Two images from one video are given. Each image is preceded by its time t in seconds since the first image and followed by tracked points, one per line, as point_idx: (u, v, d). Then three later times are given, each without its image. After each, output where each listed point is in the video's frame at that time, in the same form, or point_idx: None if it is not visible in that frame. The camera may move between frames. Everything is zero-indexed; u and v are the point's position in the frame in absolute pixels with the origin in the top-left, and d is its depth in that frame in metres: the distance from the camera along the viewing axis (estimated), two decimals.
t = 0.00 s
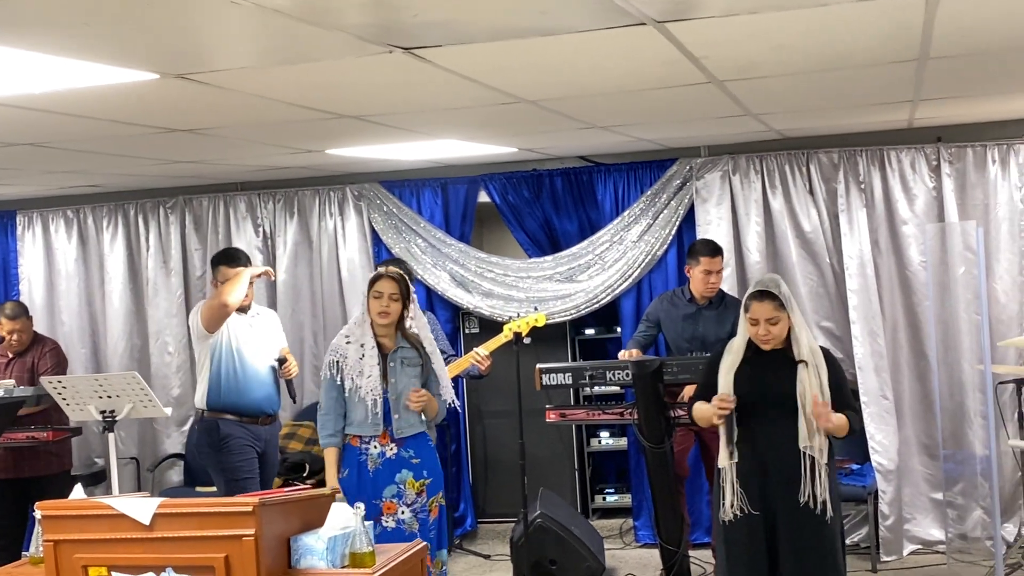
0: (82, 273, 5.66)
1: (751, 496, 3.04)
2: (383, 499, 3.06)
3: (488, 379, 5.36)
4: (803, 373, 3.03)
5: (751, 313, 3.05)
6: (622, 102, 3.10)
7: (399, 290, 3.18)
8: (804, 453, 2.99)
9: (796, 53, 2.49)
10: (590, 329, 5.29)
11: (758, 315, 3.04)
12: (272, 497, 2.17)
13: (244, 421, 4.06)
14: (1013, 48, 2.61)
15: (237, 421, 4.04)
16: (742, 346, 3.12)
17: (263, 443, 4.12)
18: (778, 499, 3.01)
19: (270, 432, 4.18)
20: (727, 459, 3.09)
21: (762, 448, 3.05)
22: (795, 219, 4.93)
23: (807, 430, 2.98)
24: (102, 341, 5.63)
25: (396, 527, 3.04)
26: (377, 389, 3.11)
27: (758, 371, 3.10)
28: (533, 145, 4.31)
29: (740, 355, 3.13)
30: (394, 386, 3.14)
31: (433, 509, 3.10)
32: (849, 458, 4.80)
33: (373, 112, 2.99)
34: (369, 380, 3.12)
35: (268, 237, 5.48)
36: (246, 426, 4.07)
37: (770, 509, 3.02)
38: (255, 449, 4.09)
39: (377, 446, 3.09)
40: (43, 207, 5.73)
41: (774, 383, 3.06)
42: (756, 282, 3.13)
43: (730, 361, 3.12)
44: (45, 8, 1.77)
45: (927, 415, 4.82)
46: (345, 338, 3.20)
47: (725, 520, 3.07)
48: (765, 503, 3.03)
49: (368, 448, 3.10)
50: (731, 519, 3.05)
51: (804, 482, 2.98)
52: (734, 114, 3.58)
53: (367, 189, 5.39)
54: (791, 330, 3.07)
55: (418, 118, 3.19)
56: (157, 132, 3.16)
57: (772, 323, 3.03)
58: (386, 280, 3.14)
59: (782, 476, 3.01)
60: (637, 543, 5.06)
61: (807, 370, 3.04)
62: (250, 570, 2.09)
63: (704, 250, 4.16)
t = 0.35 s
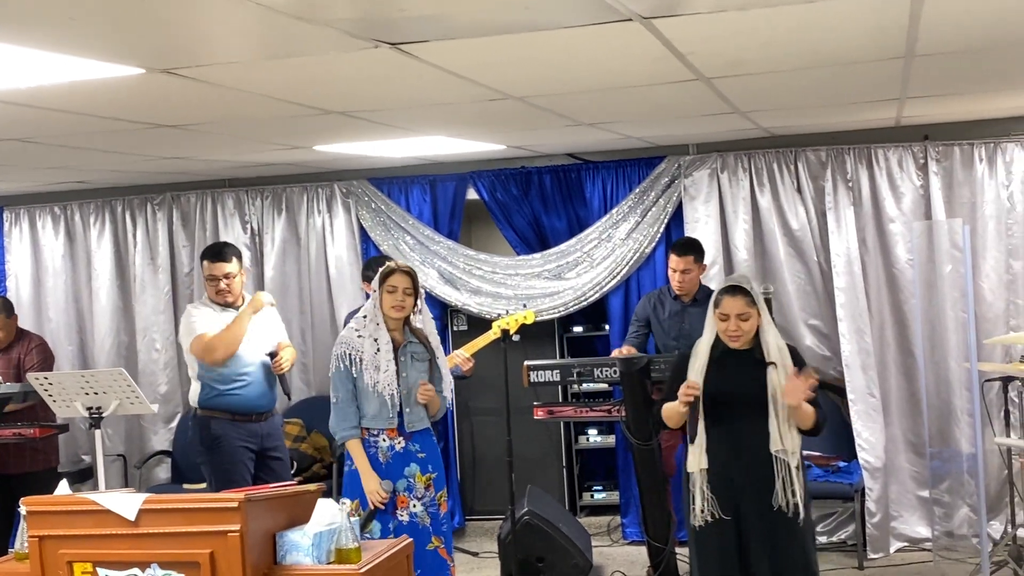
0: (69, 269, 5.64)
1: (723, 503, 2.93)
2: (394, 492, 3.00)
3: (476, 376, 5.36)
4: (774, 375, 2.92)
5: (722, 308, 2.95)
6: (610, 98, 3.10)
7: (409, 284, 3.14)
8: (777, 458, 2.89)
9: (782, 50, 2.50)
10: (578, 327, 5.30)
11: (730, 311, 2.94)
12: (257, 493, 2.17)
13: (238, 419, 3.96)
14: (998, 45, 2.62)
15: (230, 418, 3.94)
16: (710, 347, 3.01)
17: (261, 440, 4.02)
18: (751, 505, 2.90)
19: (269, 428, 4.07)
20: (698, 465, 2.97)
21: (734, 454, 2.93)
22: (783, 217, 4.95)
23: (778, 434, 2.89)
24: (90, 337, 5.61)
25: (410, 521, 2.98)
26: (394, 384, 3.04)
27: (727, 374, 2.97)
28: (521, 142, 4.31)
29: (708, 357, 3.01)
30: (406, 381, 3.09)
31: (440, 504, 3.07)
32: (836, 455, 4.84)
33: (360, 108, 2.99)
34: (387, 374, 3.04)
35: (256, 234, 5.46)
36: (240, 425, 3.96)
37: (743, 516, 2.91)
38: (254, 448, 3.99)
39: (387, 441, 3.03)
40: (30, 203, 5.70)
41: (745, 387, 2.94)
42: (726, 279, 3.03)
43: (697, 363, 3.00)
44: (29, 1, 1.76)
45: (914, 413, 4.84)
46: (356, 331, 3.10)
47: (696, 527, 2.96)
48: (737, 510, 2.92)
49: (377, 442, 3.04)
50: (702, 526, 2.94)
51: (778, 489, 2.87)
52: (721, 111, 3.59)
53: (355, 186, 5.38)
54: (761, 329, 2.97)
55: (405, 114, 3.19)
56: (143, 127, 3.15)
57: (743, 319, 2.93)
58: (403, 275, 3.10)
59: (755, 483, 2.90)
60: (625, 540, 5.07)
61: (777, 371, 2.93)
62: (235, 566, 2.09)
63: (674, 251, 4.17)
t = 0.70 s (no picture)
0: (68, 262, 5.64)
1: (690, 505, 2.93)
2: (388, 488, 3.06)
3: (475, 372, 5.36)
4: (744, 375, 2.92)
5: (694, 301, 2.95)
6: (608, 94, 3.09)
7: (404, 282, 3.14)
8: (746, 460, 2.90)
9: (779, 46, 2.49)
10: (577, 324, 5.30)
11: (701, 304, 2.94)
12: (252, 486, 2.17)
13: (237, 413, 3.96)
14: (997, 43, 2.61)
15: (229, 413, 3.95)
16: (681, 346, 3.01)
17: (259, 433, 3.99)
18: (717, 508, 2.90)
19: (271, 421, 4.03)
20: (666, 468, 2.97)
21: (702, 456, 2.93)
22: (782, 215, 4.94)
23: (747, 437, 2.88)
24: (88, 331, 5.61)
25: (403, 517, 3.03)
26: (384, 383, 3.09)
27: (696, 375, 2.99)
28: (521, 138, 4.30)
29: (678, 358, 3.01)
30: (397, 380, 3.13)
31: (433, 501, 3.10)
32: (833, 454, 4.85)
33: (357, 103, 2.98)
34: (376, 373, 3.09)
35: (255, 228, 5.46)
36: (238, 419, 3.96)
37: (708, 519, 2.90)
38: (253, 441, 3.99)
39: (380, 437, 3.09)
40: (29, 196, 5.70)
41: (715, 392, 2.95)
42: (699, 275, 3.03)
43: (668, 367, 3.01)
44: None
45: (912, 411, 4.84)
46: (353, 328, 3.15)
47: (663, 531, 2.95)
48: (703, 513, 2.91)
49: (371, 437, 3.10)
50: (669, 528, 2.93)
51: (745, 490, 2.88)
52: (720, 108, 3.58)
53: (354, 181, 5.37)
54: (732, 325, 2.98)
55: (403, 109, 3.18)
56: (141, 121, 3.14)
57: (715, 312, 2.93)
58: (397, 273, 3.10)
59: (722, 487, 2.90)
60: (622, 537, 5.07)
61: (746, 371, 2.93)
62: (229, 558, 2.09)
63: (668, 247, 4.09)
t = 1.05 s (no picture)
0: (82, 258, 5.68)
1: (670, 508, 2.95)
2: (371, 488, 3.09)
3: (485, 370, 5.38)
4: (729, 380, 2.90)
5: (686, 301, 2.97)
6: (618, 96, 3.10)
7: (382, 282, 3.14)
8: (728, 467, 2.87)
9: (789, 49, 2.49)
10: (587, 323, 5.30)
11: (691, 304, 2.95)
12: (260, 484, 2.19)
13: (240, 408, 3.99)
14: (1008, 47, 2.60)
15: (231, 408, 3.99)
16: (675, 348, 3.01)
17: (261, 429, 4.00)
18: (695, 515, 2.90)
19: (275, 418, 4.03)
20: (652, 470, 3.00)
21: (684, 460, 2.93)
22: (794, 216, 4.94)
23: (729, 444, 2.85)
24: (102, 326, 5.65)
25: (382, 517, 3.05)
26: (363, 382, 3.15)
27: (688, 378, 2.98)
28: (533, 138, 4.30)
29: (671, 360, 3.01)
30: (377, 378, 3.16)
31: (419, 503, 3.10)
32: (844, 456, 4.83)
33: (368, 102, 2.99)
34: (354, 372, 3.16)
35: (268, 225, 5.48)
36: (241, 414, 4.00)
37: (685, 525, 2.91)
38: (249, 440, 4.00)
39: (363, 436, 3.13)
40: (44, 191, 5.73)
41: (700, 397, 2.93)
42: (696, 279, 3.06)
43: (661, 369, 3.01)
44: None
45: (922, 414, 4.82)
46: (342, 328, 3.26)
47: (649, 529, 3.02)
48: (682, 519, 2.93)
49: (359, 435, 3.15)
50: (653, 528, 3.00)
51: (722, 499, 2.87)
52: (731, 109, 3.58)
53: (366, 179, 5.39)
54: (724, 327, 2.97)
55: (414, 109, 3.19)
56: (154, 119, 3.16)
57: (705, 313, 2.94)
58: (371, 272, 3.12)
59: (700, 493, 2.89)
60: (630, 536, 5.08)
61: (733, 375, 2.90)
62: (236, 555, 2.11)
63: (674, 250, 4.10)
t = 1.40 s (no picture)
0: (103, 255, 5.73)
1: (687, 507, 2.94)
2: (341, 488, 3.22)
3: (501, 371, 5.37)
4: (750, 378, 2.91)
5: (705, 302, 2.94)
6: (634, 99, 3.09)
7: (354, 286, 3.27)
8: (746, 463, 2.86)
9: (803, 54, 2.47)
10: (604, 325, 5.28)
11: (712, 304, 2.93)
12: (270, 484, 2.20)
13: (241, 401, 4.09)
14: None
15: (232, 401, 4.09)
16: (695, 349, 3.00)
17: (259, 425, 4.09)
18: (712, 512, 2.87)
19: (276, 413, 4.10)
20: (673, 469, 2.99)
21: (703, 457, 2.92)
22: (814, 220, 4.90)
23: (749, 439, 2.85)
24: (123, 323, 5.69)
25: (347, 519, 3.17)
26: (337, 383, 3.31)
27: (709, 378, 2.99)
28: (551, 139, 4.30)
29: (692, 359, 3.01)
30: (350, 380, 3.29)
31: (385, 507, 3.19)
32: (862, 463, 4.78)
33: (384, 104, 3.00)
34: (328, 373, 3.31)
35: (288, 224, 5.51)
36: (243, 407, 4.09)
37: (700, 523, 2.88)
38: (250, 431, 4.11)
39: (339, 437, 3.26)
40: (67, 189, 5.79)
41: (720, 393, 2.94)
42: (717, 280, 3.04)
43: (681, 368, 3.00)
44: None
45: (941, 420, 4.78)
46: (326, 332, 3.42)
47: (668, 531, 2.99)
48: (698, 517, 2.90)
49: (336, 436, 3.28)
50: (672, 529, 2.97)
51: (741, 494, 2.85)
52: (749, 113, 3.56)
53: (386, 179, 5.40)
54: (744, 328, 2.95)
55: (429, 111, 3.19)
56: (172, 119, 3.19)
57: (726, 313, 2.92)
58: (341, 276, 3.25)
59: (718, 489, 2.87)
60: (646, 540, 5.06)
61: (753, 374, 2.92)
62: (245, 554, 2.11)
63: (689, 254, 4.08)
